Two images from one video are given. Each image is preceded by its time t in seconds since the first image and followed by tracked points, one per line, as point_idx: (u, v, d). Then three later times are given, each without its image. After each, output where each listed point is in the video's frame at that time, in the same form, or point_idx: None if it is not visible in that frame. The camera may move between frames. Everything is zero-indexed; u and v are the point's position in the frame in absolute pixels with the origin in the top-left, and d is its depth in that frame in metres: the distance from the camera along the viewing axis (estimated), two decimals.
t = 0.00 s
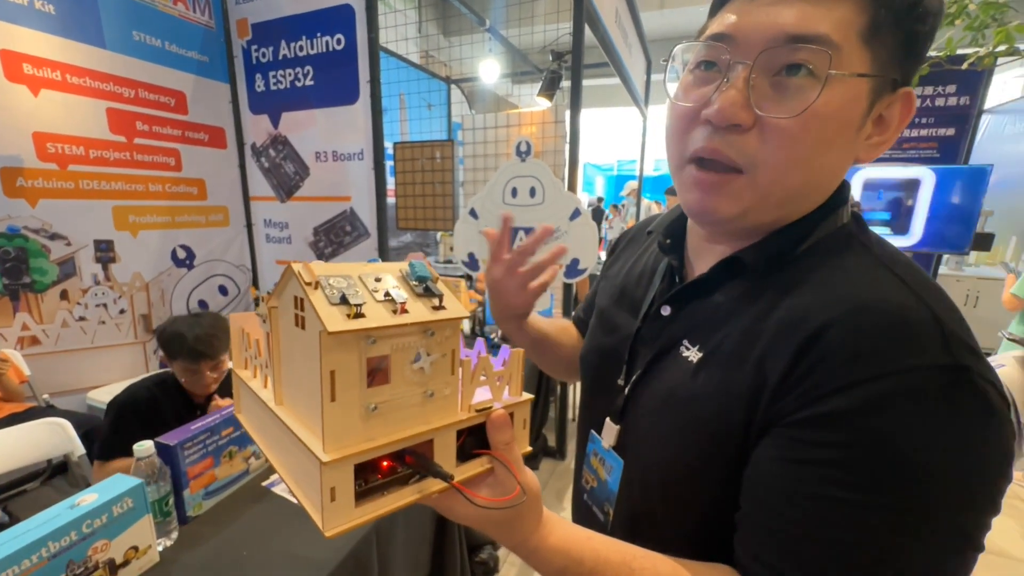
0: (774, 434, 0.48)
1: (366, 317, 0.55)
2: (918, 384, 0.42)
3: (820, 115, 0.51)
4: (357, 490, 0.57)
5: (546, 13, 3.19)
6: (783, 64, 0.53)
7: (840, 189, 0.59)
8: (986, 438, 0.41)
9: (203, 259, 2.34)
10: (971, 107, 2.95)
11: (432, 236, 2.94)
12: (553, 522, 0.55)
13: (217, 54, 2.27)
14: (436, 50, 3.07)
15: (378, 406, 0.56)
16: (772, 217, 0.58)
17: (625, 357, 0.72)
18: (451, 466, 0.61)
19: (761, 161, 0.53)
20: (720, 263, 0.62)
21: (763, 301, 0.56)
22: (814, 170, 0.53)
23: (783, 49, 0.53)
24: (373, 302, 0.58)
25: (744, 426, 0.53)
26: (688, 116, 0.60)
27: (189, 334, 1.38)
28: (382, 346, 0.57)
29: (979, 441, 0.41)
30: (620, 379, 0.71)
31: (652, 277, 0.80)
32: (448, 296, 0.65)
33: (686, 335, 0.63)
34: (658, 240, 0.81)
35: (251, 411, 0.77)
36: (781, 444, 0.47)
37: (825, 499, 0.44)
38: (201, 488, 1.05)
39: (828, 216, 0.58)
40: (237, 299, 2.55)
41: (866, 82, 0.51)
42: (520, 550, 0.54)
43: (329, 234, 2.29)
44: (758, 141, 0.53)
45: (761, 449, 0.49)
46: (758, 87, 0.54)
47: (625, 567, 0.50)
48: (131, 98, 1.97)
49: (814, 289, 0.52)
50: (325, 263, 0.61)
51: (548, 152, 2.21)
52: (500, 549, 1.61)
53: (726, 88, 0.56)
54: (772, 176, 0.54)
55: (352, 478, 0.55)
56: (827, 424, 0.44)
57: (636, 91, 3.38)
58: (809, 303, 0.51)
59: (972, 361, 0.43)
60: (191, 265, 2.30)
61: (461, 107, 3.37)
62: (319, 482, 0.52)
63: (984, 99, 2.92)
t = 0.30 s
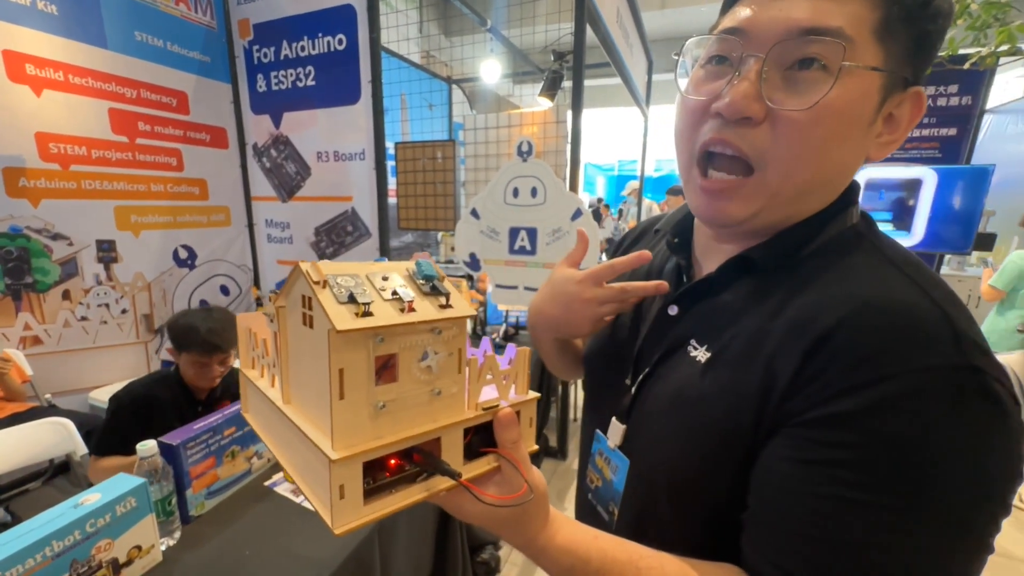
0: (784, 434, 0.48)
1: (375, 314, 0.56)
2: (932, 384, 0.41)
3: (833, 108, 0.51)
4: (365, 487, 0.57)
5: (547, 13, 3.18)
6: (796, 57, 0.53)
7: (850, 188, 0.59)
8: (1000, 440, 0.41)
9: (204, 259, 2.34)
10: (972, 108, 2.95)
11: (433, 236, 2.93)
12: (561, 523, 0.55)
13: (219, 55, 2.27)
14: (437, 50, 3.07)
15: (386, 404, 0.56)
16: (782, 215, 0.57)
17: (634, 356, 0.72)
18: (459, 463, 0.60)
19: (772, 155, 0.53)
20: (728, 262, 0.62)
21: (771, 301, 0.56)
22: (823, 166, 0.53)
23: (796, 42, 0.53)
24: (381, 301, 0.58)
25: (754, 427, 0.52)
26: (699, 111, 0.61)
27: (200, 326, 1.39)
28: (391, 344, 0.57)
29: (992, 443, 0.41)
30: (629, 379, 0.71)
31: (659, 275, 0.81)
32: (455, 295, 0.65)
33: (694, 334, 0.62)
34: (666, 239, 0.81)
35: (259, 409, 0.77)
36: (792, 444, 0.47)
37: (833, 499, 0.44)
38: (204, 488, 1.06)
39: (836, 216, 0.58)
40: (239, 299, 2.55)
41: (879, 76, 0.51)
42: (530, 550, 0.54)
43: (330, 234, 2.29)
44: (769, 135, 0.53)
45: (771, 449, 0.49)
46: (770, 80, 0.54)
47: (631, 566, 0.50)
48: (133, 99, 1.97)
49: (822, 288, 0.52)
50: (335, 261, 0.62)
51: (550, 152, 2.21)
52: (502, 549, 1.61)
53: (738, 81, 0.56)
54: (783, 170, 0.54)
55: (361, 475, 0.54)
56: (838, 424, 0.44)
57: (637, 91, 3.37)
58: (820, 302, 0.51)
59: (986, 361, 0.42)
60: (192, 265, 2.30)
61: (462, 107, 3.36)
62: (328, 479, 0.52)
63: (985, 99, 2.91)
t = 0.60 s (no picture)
0: (787, 435, 0.49)
1: (381, 314, 0.56)
2: (936, 386, 0.42)
3: (840, 113, 0.51)
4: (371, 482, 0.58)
5: (547, 14, 3.19)
6: (804, 64, 0.54)
7: (851, 191, 0.60)
8: (1002, 441, 0.41)
9: (206, 259, 2.36)
10: (973, 109, 2.94)
11: (433, 237, 2.94)
12: (562, 524, 0.55)
13: (221, 56, 2.28)
14: (438, 52, 3.07)
15: (391, 402, 0.57)
16: (787, 219, 0.58)
17: (637, 358, 0.73)
18: (461, 463, 0.61)
19: (781, 162, 0.53)
20: (732, 266, 0.63)
21: (775, 305, 0.56)
22: (830, 171, 0.54)
23: (803, 49, 0.53)
24: (388, 301, 0.59)
25: (759, 429, 0.53)
26: (704, 118, 0.60)
27: (216, 325, 1.42)
28: (396, 343, 0.58)
29: (995, 444, 0.41)
30: (630, 382, 0.71)
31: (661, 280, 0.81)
32: (461, 297, 0.66)
33: (698, 337, 0.63)
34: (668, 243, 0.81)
35: (269, 405, 0.78)
36: (799, 446, 0.47)
37: (835, 499, 0.44)
38: (207, 487, 1.07)
39: (839, 218, 0.58)
40: (241, 299, 2.56)
41: (885, 82, 0.52)
42: (531, 550, 0.55)
43: (331, 235, 2.29)
44: (779, 140, 0.53)
45: (774, 449, 0.49)
46: (780, 87, 0.55)
47: (633, 566, 0.51)
48: (136, 100, 1.98)
49: (826, 291, 0.52)
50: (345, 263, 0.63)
51: (550, 153, 2.22)
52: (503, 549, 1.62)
53: (748, 89, 0.55)
54: (792, 176, 0.54)
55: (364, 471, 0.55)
56: (844, 427, 0.45)
57: (638, 91, 3.37)
58: (824, 303, 0.51)
59: (988, 363, 0.43)
60: (194, 266, 2.31)
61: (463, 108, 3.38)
62: (332, 474, 0.53)
63: (986, 100, 2.92)
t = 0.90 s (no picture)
0: (803, 437, 0.49)
1: (401, 317, 0.58)
2: (950, 388, 0.43)
3: (852, 120, 0.52)
4: (389, 485, 0.58)
5: (547, 15, 3.20)
6: (815, 71, 0.54)
7: (861, 195, 0.60)
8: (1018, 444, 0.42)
9: (209, 259, 2.36)
10: (972, 108, 2.97)
11: (435, 237, 2.95)
12: (577, 528, 0.56)
13: (223, 58, 2.29)
14: (439, 53, 3.08)
15: (410, 405, 0.58)
16: (797, 223, 0.58)
17: (644, 361, 0.73)
18: (478, 466, 0.62)
19: (792, 169, 0.54)
20: (743, 271, 0.63)
21: (785, 309, 0.57)
22: (842, 177, 0.54)
23: (814, 56, 0.54)
24: (408, 305, 0.61)
25: (772, 432, 0.53)
26: (716, 124, 0.61)
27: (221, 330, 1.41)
28: (416, 346, 0.59)
29: (1010, 445, 0.41)
30: (639, 384, 0.72)
31: (667, 282, 0.81)
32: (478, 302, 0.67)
33: (708, 340, 0.63)
34: (675, 244, 0.81)
35: (283, 407, 0.79)
36: (814, 450, 0.48)
37: (849, 501, 0.45)
38: (211, 485, 1.06)
39: (849, 221, 0.58)
40: (244, 299, 2.57)
41: (896, 87, 0.52)
42: (547, 555, 0.55)
43: (334, 236, 2.30)
44: (790, 149, 0.54)
45: (790, 452, 0.50)
46: (791, 93, 0.55)
47: (649, 569, 0.52)
48: (139, 102, 2.00)
49: (838, 293, 0.53)
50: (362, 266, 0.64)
51: (550, 154, 2.23)
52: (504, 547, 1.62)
53: (760, 96, 0.56)
54: (803, 183, 0.54)
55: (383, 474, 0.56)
56: (859, 429, 0.46)
57: (638, 93, 3.39)
58: (837, 306, 0.52)
59: (1003, 365, 0.43)
60: (197, 267, 2.32)
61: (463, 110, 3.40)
62: (353, 477, 0.54)
63: (984, 100, 2.94)
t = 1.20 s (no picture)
0: (808, 442, 0.49)
1: (398, 331, 0.59)
2: (959, 392, 0.42)
3: (860, 121, 0.52)
4: (389, 501, 0.60)
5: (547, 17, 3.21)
6: (822, 72, 0.54)
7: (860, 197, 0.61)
8: None
9: (211, 260, 2.38)
10: (972, 109, 3.00)
11: (435, 239, 2.96)
12: (580, 537, 0.55)
13: (225, 61, 2.31)
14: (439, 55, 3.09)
15: (408, 419, 0.59)
16: (799, 225, 0.58)
17: (643, 366, 0.73)
18: (478, 479, 0.62)
19: (798, 170, 0.54)
20: (742, 273, 0.64)
21: (787, 311, 0.57)
22: (844, 179, 0.54)
23: (822, 57, 0.54)
24: (404, 318, 0.61)
25: (775, 435, 0.53)
26: (722, 122, 0.60)
27: (222, 341, 1.42)
28: (413, 359, 0.59)
29: None
30: (638, 390, 0.72)
31: (665, 286, 0.81)
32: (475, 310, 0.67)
33: (708, 344, 0.64)
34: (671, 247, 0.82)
35: (283, 419, 0.80)
36: (820, 455, 0.47)
37: (852, 507, 0.45)
38: (212, 484, 1.07)
39: (850, 223, 0.59)
40: (246, 300, 2.59)
41: (902, 90, 0.52)
42: (552, 568, 0.54)
43: (335, 237, 2.30)
44: (798, 148, 0.53)
45: (795, 457, 0.50)
46: (799, 94, 0.55)
47: None
48: (141, 104, 2.01)
49: (838, 298, 0.53)
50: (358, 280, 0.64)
51: (550, 156, 2.24)
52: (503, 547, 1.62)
53: (767, 96, 0.56)
54: (807, 184, 0.54)
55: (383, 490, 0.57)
56: (866, 434, 0.45)
57: (638, 94, 3.40)
58: (839, 311, 0.51)
59: (1013, 368, 0.43)
60: (199, 267, 2.34)
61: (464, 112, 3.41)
62: (351, 493, 0.54)
63: (984, 101, 2.96)
